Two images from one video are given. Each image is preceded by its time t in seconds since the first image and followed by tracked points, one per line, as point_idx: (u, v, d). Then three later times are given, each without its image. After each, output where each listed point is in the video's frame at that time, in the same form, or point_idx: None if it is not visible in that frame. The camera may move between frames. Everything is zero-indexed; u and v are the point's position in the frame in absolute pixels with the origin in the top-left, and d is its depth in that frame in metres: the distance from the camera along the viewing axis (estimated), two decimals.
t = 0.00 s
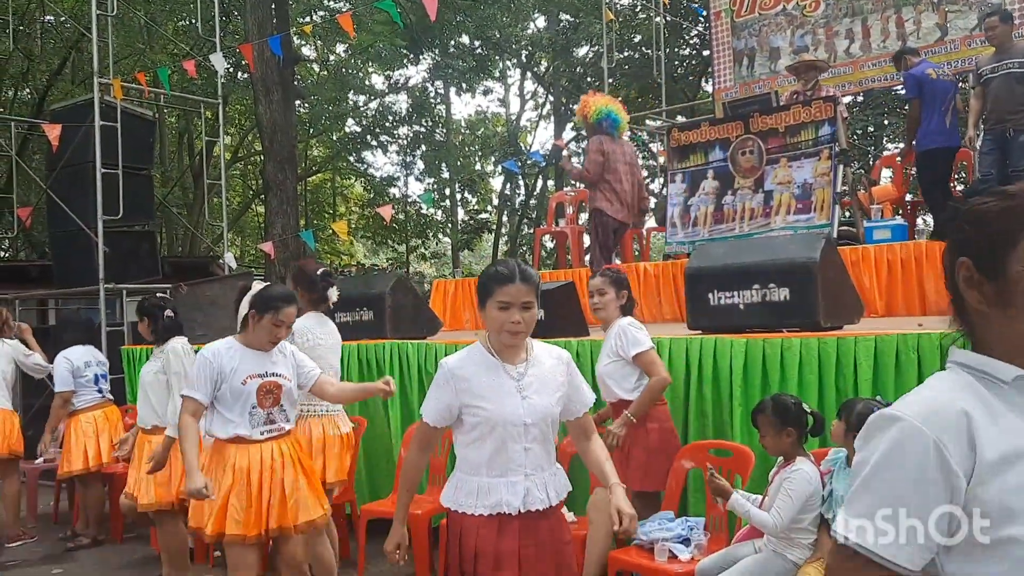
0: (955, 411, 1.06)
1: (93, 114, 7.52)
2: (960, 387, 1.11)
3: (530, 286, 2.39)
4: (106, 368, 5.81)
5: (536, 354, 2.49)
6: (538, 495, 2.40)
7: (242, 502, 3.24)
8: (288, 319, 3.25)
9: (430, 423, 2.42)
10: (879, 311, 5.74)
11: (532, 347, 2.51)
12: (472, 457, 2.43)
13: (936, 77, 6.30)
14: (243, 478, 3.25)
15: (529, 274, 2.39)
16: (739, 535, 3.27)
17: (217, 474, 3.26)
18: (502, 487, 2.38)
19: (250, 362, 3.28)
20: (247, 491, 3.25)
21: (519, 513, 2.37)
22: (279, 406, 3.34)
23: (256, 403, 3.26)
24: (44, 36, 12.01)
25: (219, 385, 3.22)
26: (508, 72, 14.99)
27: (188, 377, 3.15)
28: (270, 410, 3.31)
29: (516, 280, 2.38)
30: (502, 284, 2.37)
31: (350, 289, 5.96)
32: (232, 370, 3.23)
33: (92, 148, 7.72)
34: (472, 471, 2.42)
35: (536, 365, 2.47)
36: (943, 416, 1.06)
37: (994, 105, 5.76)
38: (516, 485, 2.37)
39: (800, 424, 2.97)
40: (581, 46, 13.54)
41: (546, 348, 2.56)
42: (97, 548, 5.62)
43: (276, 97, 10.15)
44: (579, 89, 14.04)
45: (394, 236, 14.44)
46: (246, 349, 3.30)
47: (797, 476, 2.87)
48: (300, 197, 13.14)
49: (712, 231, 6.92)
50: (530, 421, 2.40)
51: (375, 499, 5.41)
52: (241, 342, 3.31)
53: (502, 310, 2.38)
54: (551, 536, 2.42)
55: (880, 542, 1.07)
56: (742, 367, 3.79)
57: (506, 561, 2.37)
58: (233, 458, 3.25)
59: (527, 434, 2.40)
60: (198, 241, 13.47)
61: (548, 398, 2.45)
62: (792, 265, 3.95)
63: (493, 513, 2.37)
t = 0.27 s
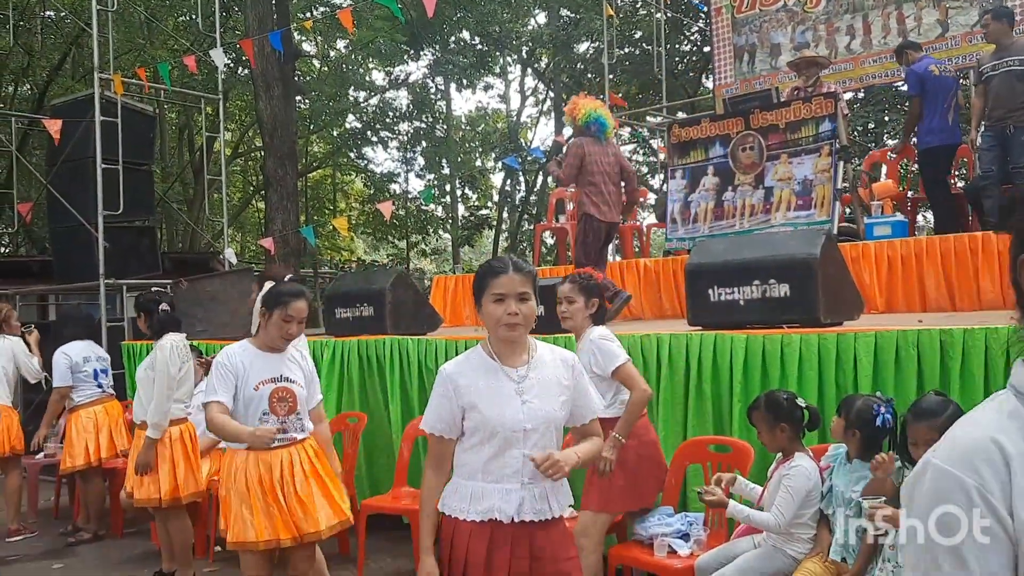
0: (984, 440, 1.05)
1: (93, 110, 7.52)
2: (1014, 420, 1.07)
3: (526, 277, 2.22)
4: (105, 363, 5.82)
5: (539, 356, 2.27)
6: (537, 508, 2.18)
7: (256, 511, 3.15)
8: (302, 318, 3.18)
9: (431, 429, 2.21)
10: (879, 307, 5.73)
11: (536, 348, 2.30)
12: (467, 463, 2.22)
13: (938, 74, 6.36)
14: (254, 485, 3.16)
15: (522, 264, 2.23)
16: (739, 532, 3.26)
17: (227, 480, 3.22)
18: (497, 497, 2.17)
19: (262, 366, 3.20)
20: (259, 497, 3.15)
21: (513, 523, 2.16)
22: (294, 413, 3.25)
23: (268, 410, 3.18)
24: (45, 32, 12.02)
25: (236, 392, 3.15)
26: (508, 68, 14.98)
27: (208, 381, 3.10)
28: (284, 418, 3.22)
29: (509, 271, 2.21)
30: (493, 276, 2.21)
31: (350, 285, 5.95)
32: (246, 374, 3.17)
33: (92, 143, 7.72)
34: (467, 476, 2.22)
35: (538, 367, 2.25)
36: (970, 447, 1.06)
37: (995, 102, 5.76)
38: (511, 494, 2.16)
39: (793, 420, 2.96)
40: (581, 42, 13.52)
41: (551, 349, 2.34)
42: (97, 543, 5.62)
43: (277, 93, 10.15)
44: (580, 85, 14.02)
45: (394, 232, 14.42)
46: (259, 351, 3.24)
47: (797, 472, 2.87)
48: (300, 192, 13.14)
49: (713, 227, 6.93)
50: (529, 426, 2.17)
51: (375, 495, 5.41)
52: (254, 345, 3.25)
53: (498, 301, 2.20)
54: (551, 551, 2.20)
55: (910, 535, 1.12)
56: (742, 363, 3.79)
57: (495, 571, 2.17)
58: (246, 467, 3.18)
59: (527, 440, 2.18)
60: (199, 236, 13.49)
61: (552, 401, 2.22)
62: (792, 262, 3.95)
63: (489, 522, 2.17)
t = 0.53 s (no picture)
0: None
1: (91, 106, 7.51)
2: None
3: (526, 271, 2.09)
4: (102, 358, 5.81)
5: (540, 354, 2.13)
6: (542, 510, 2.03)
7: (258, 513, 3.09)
8: (299, 312, 3.15)
9: (431, 431, 2.00)
10: (877, 303, 5.73)
11: (536, 347, 2.15)
12: (469, 469, 2.04)
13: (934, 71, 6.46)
14: (261, 487, 3.10)
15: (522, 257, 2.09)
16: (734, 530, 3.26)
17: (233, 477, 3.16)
18: (502, 504, 1.99)
19: (276, 369, 3.16)
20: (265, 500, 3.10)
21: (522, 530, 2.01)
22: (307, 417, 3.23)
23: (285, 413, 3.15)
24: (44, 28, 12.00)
25: (252, 393, 3.09)
26: (507, 64, 14.96)
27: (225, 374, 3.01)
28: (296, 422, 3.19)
29: (508, 265, 2.08)
30: (493, 271, 2.08)
31: (350, 281, 5.96)
32: (264, 377, 3.12)
33: (91, 139, 7.72)
34: (470, 482, 2.04)
35: (541, 365, 2.10)
36: None
37: (993, 98, 5.76)
38: (519, 497, 2.00)
39: (787, 416, 2.96)
40: (581, 38, 13.51)
41: (550, 349, 2.20)
42: (96, 539, 5.64)
43: (276, 89, 10.15)
44: (579, 81, 14.02)
45: (393, 228, 14.41)
46: (270, 352, 3.19)
47: (793, 468, 2.87)
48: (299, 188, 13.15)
49: (711, 224, 6.94)
50: (535, 425, 2.01)
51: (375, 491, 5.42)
52: (263, 346, 3.20)
53: (497, 297, 2.07)
54: (558, 554, 2.05)
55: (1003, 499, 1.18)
56: (741, 359, 3.79)
57: None
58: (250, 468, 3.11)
59: (533, 441, 2.02)
60: (198, 233, 13.49)
61: (556, 399, 2.07)
62: (791, 258, 3.95)
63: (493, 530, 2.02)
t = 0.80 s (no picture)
0: None
1: (90, 104, 7.52)
2: None
3: (539, 254, 2.13)
4: (99, 354, 5.87)
5: (557, 341, 2.18)
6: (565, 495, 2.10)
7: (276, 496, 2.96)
8: (293, 285, 3.09)
9: (456, 412, 2.00)
10: (873, 300, 5.76)
11: (550, 333, 2.20)
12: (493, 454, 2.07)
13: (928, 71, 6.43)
14: (277, 467, 2.99)
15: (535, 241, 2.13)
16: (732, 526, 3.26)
17: (244, 460, 3.03)
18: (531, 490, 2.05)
19: (286, 350, 3.10)
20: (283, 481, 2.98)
21: (549, 516, 2.08)
22: (322, 396, 3.13)
23: (297, 393, 3.05)
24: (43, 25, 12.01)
25: (261, 376, 3.03)
26: (506, 61, 14.97)
27: (231, 362, 2.97)
28: (312, 401, 3.10)
29: (522, 249, 2.11)
30: (509, 254, 2.10)
31: (348, 278, 5.98)
32: (273, 358, 3.06)
33: (91, 136, 7.73)
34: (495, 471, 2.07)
35: (560, 351, 2.15)
36: None
37: (990, 96, 5.79)
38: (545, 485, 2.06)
39: (782, 412, 2.98)
40: (579, 35, 13.53)
41: (562, 337, 2.25)
42: (97, 534, 5.67)
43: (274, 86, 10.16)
44: (578, 79, 14.05)
45: (392, 225, 14.42)
46: (280, 335, 3.13)
47: (789, 463, 2.88)
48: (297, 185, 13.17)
49: (709, 221, 6.97)
50: (559, 412, 2.07)
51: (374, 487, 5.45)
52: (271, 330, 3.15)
53: (515, 280, 2.09)
54: (583, 541, 2.10)
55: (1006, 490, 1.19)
56: (739, 357, 3.81)
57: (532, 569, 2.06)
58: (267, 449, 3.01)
59: (555, 428, 2.07)
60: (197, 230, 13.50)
61: (575, 386, 2.13)
62: (787, 256, 3.97)
63: (520, 517, 2.08)
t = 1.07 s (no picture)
0: None
1: (86, 99, 7.51)
2: None
3: (570, 255, 2.06)
4: (92, 350, 5.87)
5: (583, 345, 2.13)
6: (592, 500, 2.02)
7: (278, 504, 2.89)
8: (297, 282, 3.01)
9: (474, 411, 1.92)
10: (869, 296, 5.77)
11: (577, 337, 2.15)
12: (519, 455, 1.98)
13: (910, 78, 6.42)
14: (283, 473, 2.91)
15: (565, 241, 2.07)
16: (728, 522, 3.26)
17: (249, 467, 2.97)
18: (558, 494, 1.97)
19: (293, 352, 3.01)
20: (288, 487, 2.91)
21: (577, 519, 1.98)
22: (331, 398, 3.02)
23: (302, 396, 2.95)
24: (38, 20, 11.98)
25: (264, 381, 2.96)
26: (503, 57, 14.96)
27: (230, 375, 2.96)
28: (321, 404, 2.99)
29: (553, 248, 2.05)
30: (540, 253, 2.04)
31: (345, 274, 5.98)
32: (275, 362, 2.97)
33: (87, 131, 7.72)
34: (519, 474, 1.99)
35: (587, 356, 2.10)
36: None
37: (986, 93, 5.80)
38: (573, 487, 1.99)
39: (777, 408, 2.99)
40: (576, 31, 13.54)
41: (589, 341, 2.19)
42: (93, 530, 5.67)
43: (271, 81, 10.16)
44: (574, 75, 14.08)
45: (389, 221, 14.41)
46: (288, 335, 3.04)
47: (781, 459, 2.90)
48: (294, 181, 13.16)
49: (705, 217, 6.99)
50: (587, 415, 2.01)
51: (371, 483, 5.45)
52: (278, 331, 3.06)
53: (543, 281, 2.03)
54: (607, 543, 2.04)
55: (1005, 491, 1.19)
56: (735, 351, 3.82)
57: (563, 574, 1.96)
58: (272, 456, 2.94)
59: (583, 430, 2.01)
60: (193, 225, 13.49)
61: (600, 392, 2.07)
62: (783, 251, 3.98)
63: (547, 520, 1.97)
